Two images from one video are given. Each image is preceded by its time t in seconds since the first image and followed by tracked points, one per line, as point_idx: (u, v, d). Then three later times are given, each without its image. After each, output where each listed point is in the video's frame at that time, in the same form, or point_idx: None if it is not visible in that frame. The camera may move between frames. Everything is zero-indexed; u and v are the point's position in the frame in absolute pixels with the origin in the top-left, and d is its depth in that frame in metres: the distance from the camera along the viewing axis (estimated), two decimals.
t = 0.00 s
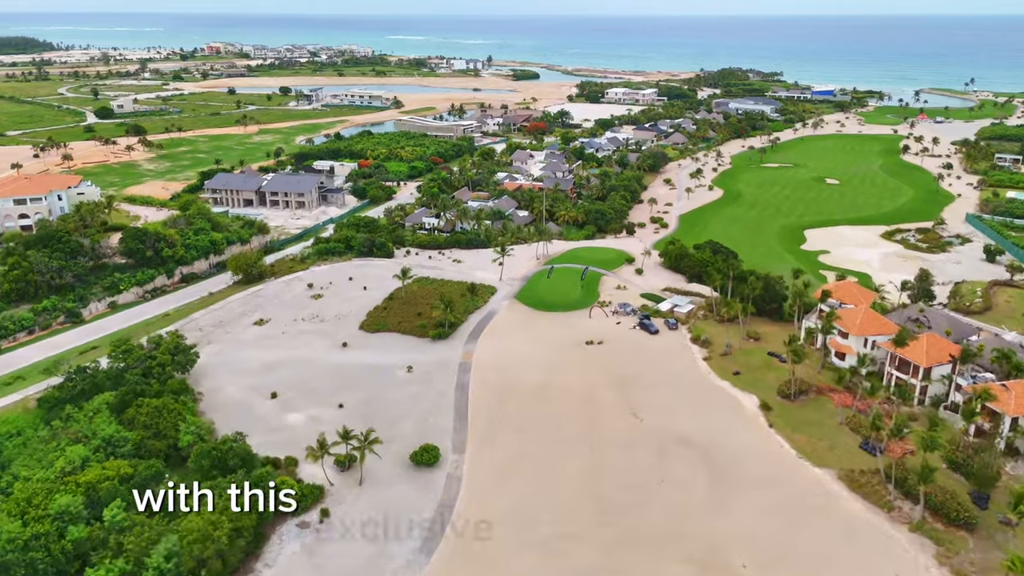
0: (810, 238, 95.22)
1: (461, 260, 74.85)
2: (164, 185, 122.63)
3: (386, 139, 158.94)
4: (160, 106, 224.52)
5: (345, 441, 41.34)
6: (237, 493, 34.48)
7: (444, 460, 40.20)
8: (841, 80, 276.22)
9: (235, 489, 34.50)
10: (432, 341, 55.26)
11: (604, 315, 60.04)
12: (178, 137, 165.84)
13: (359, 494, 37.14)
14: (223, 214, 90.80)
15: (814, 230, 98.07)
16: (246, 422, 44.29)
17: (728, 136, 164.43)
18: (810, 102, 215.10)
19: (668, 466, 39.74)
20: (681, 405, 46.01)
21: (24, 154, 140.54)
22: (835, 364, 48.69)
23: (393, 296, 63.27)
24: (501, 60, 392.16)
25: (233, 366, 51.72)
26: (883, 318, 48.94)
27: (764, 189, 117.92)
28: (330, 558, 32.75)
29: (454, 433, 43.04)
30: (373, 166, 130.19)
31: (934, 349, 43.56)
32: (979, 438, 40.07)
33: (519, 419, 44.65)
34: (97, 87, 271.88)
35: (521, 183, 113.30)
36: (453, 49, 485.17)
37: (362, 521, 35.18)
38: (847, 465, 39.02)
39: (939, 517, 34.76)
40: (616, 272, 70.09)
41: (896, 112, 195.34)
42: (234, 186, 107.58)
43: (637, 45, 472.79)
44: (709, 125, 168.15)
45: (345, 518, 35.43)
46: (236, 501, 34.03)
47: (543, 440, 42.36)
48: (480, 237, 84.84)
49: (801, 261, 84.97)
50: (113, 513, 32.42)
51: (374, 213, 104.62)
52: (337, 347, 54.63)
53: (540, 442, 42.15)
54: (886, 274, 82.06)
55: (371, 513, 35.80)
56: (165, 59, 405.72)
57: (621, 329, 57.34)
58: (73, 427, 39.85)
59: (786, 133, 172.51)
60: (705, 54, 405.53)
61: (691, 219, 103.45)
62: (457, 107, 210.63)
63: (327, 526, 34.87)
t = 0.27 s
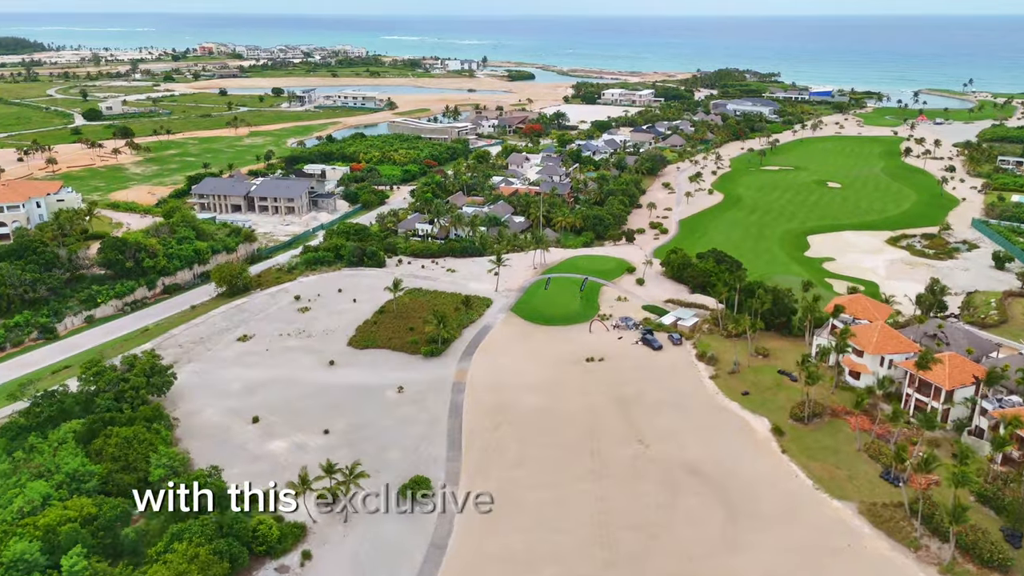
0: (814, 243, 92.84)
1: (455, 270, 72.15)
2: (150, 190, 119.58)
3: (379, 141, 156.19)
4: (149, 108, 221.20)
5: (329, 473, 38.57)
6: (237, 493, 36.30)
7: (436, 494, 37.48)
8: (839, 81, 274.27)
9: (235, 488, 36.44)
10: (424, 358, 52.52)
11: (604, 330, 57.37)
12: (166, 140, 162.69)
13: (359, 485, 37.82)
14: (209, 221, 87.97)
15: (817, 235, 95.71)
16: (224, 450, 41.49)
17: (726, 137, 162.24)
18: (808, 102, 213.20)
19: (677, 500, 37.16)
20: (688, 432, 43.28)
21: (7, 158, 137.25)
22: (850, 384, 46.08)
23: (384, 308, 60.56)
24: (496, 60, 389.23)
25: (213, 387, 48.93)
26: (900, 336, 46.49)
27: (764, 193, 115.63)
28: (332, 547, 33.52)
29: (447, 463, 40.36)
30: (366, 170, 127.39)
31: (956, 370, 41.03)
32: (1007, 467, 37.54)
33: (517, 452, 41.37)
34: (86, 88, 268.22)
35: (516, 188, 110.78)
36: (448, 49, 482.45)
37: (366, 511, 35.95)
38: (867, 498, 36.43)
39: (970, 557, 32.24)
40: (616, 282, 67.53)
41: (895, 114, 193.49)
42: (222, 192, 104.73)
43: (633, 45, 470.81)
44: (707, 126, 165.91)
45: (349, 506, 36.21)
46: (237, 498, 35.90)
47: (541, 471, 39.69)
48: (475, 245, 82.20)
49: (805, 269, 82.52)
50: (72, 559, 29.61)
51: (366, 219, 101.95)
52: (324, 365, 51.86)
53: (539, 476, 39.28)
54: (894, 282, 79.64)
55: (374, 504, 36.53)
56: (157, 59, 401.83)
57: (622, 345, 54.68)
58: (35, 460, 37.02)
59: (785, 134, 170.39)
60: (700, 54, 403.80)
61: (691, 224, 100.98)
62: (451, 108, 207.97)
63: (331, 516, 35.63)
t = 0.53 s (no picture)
0: (819, 250, 90.05)
1: (449, 281, 69.03)
2: (135, 195, 116.17)
3: (372, 144, 153.05)
4: (139, 109, 217.49)
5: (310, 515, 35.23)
6: (237, 492, 37.30)
7: (426, 539, 34.23)
8: (837, 81, 272.01)
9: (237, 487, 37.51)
10: (415, 380, 49.31)
11: (606, 347, 54.22)
12: (154, 143, 159.21)
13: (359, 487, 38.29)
14: (193, 229, 84.74)
15: (823, 241, 93.01)
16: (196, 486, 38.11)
17: (726, 139, 159.53)
18: (807, 103, 210.78)
19: (688, 541, 34.16)
20: (699, 462, 40.21)
21: None
22: (870, 409, 43.42)
23: (374, 324, 57.40)
24: (491, 61, 386.02)
25: (189, 414, 45.62)
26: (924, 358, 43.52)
27: (766, 197, 112.89)
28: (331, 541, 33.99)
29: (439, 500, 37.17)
30: (358, 174, 124.21)
31: (985, 398, 38.12)
32: None
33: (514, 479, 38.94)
34: (75, 90, 264.50)
35: (513, 193, 107.83)
36: (443, 49, 479.37)
37: (364, 509, 36.30)
38: (898, 541, 33.30)
39: None
40: (618, 294, 64.50)
41: (896, 115, 191.15)
42: (208, 198, 101.47)
43: (628, 45, 468.73)
44: (706, 128, 163.18)
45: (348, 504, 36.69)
46: (239, 496, 36.99)
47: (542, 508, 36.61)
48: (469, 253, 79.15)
49: (811, 277, 79.69)
50: None
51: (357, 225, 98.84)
52: (308, 389, 48.61)
53: (539, 516, 36.00)
54: (904, 291, 76.85)
55: (372, 502, 36.89)
56: (148, 60, 397.61)
57: (626, 364, 51.54)
58: None
59: (784, 136, 167.85)
60: (697, 54, 401.57)
61: (692, 230, 98.11)
62: (446, 109, 204.95)
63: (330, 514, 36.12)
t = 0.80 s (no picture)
0: (822, 256, 87.72)
1: (441, 292, 66.27)
2: (119, 200, 112.95)
3: (364, 146, 150.13)
4: (126, 110, 213.82)
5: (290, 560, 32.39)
6: (238, 492, 37.48)
7: None
8: (833, 81, 270.28)
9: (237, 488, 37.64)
10: (405, 402, 46.54)
11: (606, 364, 51.58)
12: (141, 146, 155.88)
13: (358, 486, 38.37)
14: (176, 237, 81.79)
15: (826, 247, 90.68)
16: (166, 525, 35.24)
17: (723, 141, 157.21)
18: (804, 104, 208.82)
19: None
20: (705, 491, 37.68)
21: None
22: (887, 432, 41.16)
23: (361, 340, 54.59)
24: (485, 61, 383.12)
25: (163, 441, 42.70)
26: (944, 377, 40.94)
27: (766, 201, 110.57)
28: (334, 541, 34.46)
29: (429, 539, 34.44)
30: (348, 177, 121.32)
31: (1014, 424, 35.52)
32: None
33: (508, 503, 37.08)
34: (62, 90, 260.41)
35: (507, 197, 105.16)
36: (436, 49, 476.24)
37: (365, 509, 36.58)
38: None
39: None
40: (617, 306, 61.87)
41: (894, 116, 189.26)
42: (193, 203, 98.46)
43: (623, 45, 466.69)
44: (703, 130, 160.88)
45: (348, 504, 37.02)
46: (240, 497, 37.17)
47: (540, 541, 34.32)
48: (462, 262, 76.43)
49: (815, 285, 77.24)
50: None
51: (347, 232, 95.99)
52: (291, 412, 45.79)
53: (536, 544, 34.04)
54: (911, 300, 74.44)
55: (372, 502, 37.09)
56: (137, 59, 393.05)
57: (627, 383, 48.89)
58: None
59: (782, 138, 165.72)
60: (691, 53, 399.61)
61: (691, 235, 95.64)
62: (439, 111, 202.07)
63: (330, 514, 36.43)
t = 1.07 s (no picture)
0: (825, 264, 85.11)
1: (432, 305, 63.14)
2: (99, 206, 109.35)
3: (354, 149, 146.84)
4: (112, 112, 209.63)
5: None
6: (211, 535, 34.56)
7: None
8: (828, 81, 268.32)
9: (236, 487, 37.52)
10: (392, 430, 43.36)
11: (607, 385, 48.56)
12: (125, 150, 152.05)
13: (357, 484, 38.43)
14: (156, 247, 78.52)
15: (829, 254, 88.09)
16: None
17: (720, 143, 154.64)
18: (800, 105, 206.57)
19: None
20: (718, 532, 34.69)
21: None
22: (910, 463, 38.48)
23: (347, 361, 51.51)
24: (478, 61, 379.82)
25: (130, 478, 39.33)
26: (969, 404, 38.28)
27: (766, 206, 107.99)
28: (334, 540, 34.48)
29: None
30: (337, 182, 118.03)
31: None
32: None
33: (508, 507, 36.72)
34: (47, 91, 255.87)
35: (500, 203, 102.18)
36: (428, 49, 472.79)
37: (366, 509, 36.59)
38: None
39: None
40: (617, 321, 58.95)
41: (891, 117, 187.12)
42: (175, 210, 94.90)
43: (616, 45, 464.34)
44: (699, 131, 158.28)
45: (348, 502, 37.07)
46: (239, 497, 37.05)
47: (539, 543, 34.30)
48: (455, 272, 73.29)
49: (821, 295, 74.52)
50: None
51: (335, 240, 92.77)
52: (270, 442, 42.59)
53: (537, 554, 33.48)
54: (920, 310, 71.81)
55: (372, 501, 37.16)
56: (125, 60, 388.05)
57: (630, 407, 45.91)
58: None
59: (779, 139, 163.33)
60: (685, 53, 397.48)
61: (691, 241, 92.84)
62: (431, 112, 198.80)
63: (332, 514, 36.35)
